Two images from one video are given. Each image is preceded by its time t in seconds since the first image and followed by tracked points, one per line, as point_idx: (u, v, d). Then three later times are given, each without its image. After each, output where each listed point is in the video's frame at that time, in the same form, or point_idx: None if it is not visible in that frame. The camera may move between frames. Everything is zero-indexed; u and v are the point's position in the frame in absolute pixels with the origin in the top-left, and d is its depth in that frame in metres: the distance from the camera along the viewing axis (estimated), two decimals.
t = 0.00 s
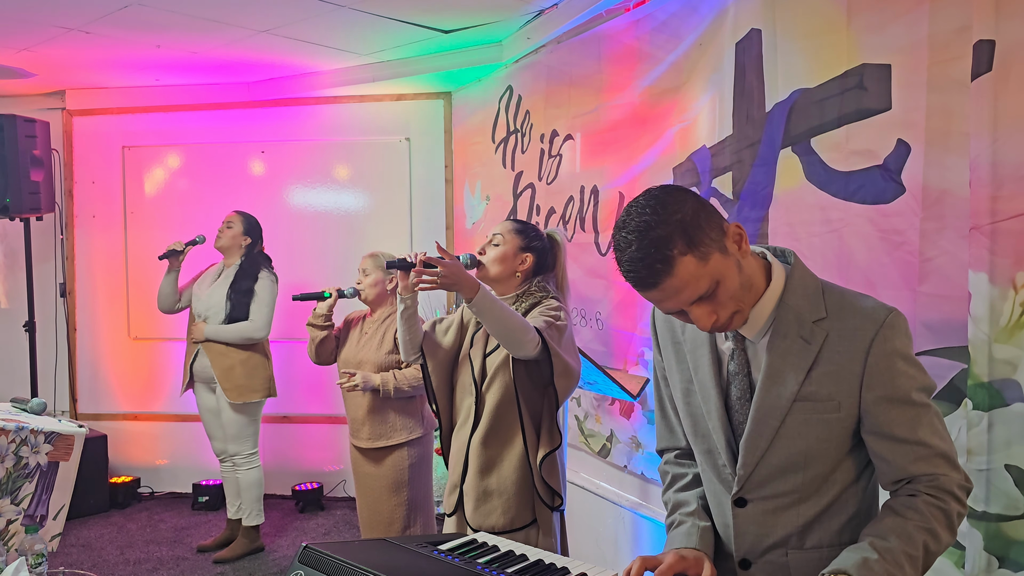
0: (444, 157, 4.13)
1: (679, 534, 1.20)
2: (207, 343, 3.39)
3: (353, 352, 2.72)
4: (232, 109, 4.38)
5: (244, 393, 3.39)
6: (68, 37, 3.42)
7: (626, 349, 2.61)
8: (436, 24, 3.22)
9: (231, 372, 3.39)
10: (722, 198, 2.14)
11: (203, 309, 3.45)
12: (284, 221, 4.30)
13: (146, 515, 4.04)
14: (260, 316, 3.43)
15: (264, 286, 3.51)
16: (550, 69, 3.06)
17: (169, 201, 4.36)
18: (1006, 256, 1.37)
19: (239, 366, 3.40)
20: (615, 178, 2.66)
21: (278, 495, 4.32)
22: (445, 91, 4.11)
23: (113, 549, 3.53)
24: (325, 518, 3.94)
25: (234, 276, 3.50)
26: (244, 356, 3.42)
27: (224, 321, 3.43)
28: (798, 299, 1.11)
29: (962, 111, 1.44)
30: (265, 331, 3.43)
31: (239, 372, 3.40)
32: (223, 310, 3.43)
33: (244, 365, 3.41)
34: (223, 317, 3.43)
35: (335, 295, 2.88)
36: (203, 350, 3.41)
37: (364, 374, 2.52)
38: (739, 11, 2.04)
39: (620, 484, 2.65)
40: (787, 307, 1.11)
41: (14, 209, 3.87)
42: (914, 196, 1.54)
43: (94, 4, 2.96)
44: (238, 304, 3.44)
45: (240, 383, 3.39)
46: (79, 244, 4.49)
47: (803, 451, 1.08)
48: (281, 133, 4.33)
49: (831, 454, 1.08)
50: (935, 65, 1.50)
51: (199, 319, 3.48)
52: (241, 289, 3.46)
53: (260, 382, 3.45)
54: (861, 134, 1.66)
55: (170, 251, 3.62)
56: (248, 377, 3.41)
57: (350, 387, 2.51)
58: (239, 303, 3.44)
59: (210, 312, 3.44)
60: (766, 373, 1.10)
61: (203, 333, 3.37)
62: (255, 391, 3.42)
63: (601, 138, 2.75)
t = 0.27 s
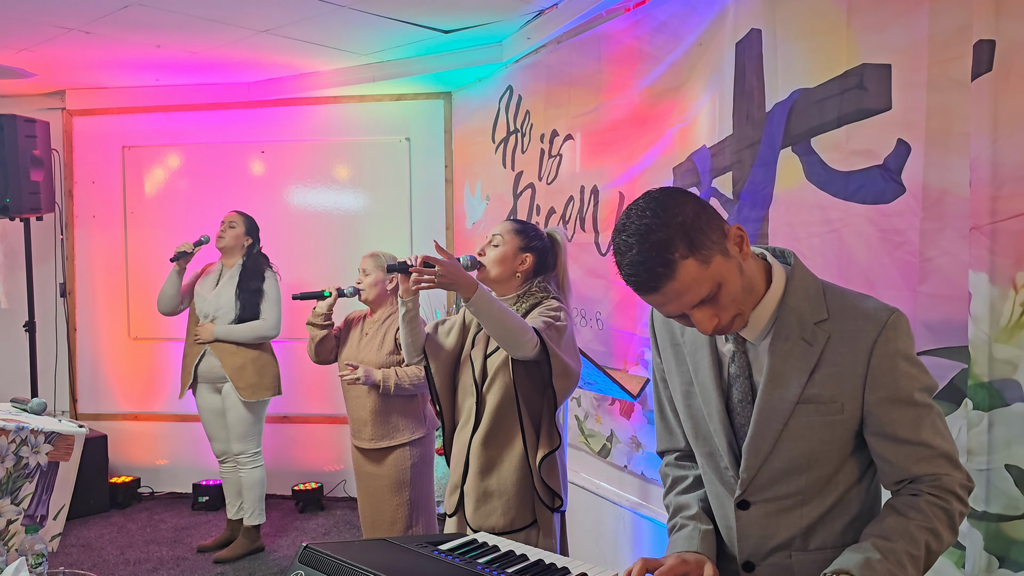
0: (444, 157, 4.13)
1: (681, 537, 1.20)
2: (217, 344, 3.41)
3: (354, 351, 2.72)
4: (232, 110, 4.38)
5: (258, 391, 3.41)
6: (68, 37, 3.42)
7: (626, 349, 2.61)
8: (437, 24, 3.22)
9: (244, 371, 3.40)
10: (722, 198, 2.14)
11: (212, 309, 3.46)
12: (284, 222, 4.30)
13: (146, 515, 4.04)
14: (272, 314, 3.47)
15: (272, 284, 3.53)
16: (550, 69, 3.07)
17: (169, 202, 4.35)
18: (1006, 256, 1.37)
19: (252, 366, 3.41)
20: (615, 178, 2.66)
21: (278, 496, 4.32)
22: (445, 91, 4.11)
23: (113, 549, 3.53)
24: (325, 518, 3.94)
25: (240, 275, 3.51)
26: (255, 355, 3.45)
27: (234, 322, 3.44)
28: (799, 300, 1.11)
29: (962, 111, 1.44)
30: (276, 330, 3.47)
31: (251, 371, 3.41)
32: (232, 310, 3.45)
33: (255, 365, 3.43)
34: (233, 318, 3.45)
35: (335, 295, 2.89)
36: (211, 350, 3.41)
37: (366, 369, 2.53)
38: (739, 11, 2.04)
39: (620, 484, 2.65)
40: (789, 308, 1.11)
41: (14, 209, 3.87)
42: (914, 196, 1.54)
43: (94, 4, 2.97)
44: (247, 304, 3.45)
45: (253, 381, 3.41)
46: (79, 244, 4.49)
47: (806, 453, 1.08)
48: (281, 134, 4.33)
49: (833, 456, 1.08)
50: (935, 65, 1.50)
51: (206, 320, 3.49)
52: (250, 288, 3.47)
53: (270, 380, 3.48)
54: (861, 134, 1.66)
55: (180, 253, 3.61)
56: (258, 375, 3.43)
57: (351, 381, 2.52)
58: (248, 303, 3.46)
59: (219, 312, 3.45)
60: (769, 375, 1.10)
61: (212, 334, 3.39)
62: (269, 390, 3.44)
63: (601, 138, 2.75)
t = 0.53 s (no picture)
0: (444, 157, 4.12)
1: (681, 538, 1.20)
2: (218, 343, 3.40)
3: (355, 352, 2.73)
4: (232, 110, 4.38)
5: (264, 391, 3.43)
6: (69, 37, 3.42)
7: (626, 349, 2.61)
8: (437, 24, 3.22)
9: (250, 370, 3.41)
10: (722, 198, 2.14)
11: (217, 309, 3.46)
12: (284, 222, 4.30)
13: (146, 515, 4.04)
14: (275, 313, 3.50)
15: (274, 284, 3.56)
16: (550, 69, 3.07)
17: (169, 202, 4.35)
18: (1006, 256, 1.37)
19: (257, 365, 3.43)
20: (615, 178, 2.66)
21: (278, 495, 4.32)
22: (445, 91, 4.10)
23: (113, 549, 3.53)
24: (325, 518, 3.94)
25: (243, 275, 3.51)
26: (260, 355, 3.47)
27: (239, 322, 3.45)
28: (800, 298, 1.11)
29: (962, 111, 1.44)
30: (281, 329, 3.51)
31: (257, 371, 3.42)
32: (237, 310, 3.46)
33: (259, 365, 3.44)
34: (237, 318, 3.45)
35: (336, 295, 2.84)
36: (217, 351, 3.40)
37: (365, 371, 2.54)
38: (739, 11, 2.04)
39: (620, 484, 2.65)
40: (789, 307, 1.11)
41: (14, 209, 3.87)
42: (914, 196, 1.54)
43: (94, 4, 2.96)
44: (251, 304, 3.46)
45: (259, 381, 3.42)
46: (79, 244, 4.49)
47: (808, 452, 1.08)
48: (281, 134, 4.33)
49: (836, 454, 1.08)
50: (935, 65, 1.50)
51: (209, 320, 3.47)
52: (253, 287, 3.49)
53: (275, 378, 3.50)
54: (861, 134, 1.66)
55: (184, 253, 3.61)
56: (264, 374, 3.45)
57: (351, 383, 2.53)
58: (253, 303, 3.47)
59: (224, 313, 3.45)
60: (770, 373, 1.10)
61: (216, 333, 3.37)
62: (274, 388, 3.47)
63: (601, 138, 2.75)
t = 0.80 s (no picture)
0: (445, 157, 4.12)
1: (680, 538, 1.20)
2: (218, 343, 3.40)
3: (355, 353, 2.73)
4: (231, 109, 4.38)
5: (262, 390, 3.42)
6: (69, 37, 3.42)
7: (626, 349, 2.61)
8: (436, 24, 3.22)
9: (249, 369, 3.41)
10: (722, 198, 2.14)
11: (214, 309, 3.46)
12: (284, 222, 4.30)
13: (146, 515, 4.04)
14: (272, 313, 3.49)
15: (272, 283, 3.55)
16: (550, 69, 3.07)
17: (169, 201, 4.35)
18: (1006, 256, 1.37)
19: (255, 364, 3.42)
20: (615, 178, 2.66)
21: (278, 495, 4.32)
22: (445, 91, 4.10)
23: (113, 549, 3.53)
24: (325, 518, 3.94)
25: (240, 275, 3.51)
26: (259, 355, 3.46)
27: (236, 321, 3.45)
28: (791, 292, 1.11)
29: (962, 111, 1.44)
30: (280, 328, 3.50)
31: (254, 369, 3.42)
32: (235, 310, 3.45)
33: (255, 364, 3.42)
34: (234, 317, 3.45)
35: (336, 297, 2.89)
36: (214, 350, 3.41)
37: (366, 372, 2.54)
38: (739, 11, 2.04)
39: (620, 484, 2.65)
40: (781, 301, 1.11)
41: (14, 209, 3.87)
42: (914, 196, 1.54)
43: (94, 4, 2.96)
44: (249, 303, 3.47)
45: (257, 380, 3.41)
46: (79, 243, 4.49)
47: (808, 447, 1.08)
48: (281, 133, 4.34)
49: (836, 449, 1.08)
50: (935, 65, 1.50)
51: (207, 320, 3.47)
52: (251, 286, 3.49)
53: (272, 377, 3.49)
54: (861, 134, 1.66)
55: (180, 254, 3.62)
56: (263, 374, 3.44)
57: (352, 384, 2.53)
58: (250, 302, 3.47)
59: (221, 313, 3.46)
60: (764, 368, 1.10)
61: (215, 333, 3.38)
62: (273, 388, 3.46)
63: (601, 138, 2.75)
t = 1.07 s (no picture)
0: (444, 157, 4.11)
1: (680, 538, 1.20)
2: (214, 343, 3.40)
3: (355, 352, 2.74)
4: (231, 109, 4.38)
5: (252, 391, 3.40)
6: (69, 37, 3.42)
7: (626, 349, 2.61)
8: (436, 24, 3.22)
9: (241, 369, 3.39)
10: (722, 198, 2.14)
11: (207, 309, 3.46)
12: (284, 222, 4.30)
13: (146, 515, 4.04)
14: (263, 312, 3.45)
15: (265, 282, 3.52)
16: (550, 69, 3.07)
17: (169, 201, 4.35)
18: (1006, 256, 1.37)
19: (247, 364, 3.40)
20: (614, 178, 2.66)
21: (278, 495, 4.32)
22: (445, 91, 4.10)
23: (113, 548, 3.53)
24: (325, 518, 3.94)
25: (234, 275, 3.51)
26: (254, 354, 3.44)
27: (227, 320, 3.44)
28: (780, 285, 1.12)
29: (963, 111, 1.44)
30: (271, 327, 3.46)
31: (248, 369, 3.40)
32: (226, 309, 3.45)
33: (251, 364, 3.41)
34: (226, 316, 3.44)
35: (335, 297, 2.88)
36: (206, 349, 3.41)
37: (366, 372, 2.54)
38: (738, 11, 2.04)
39: (620, 484, 2.65)
40: (771, 295, 1.12)
41: (14, 209, 3.87)
42: (914, 196, 1.54)
43: (94, 4, 2.96)
44: (240, 301, 3.45)
45: (248, 381, 3.39)
46: (78, 243, 4.49)
47: (801, 439, 1.08)
48: (281, 134, 4.34)
49: (831, 442, 1.07)
50: (935, 65, 1.50)
51: (202, 320, 3.49)
52: (243, 286, 3.48)
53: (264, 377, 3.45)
54: (861, 134, 1.66)
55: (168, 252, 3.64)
56: (257, 374, 3.42)
57: (353, 384, 2.53)
58: (241, 301, 3.46)
59: (214, 312, 3.45)
60: (756, 361, 1.11)
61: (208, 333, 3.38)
62: (264, 389, 3.42)
63: (601, 137, 2.75)
